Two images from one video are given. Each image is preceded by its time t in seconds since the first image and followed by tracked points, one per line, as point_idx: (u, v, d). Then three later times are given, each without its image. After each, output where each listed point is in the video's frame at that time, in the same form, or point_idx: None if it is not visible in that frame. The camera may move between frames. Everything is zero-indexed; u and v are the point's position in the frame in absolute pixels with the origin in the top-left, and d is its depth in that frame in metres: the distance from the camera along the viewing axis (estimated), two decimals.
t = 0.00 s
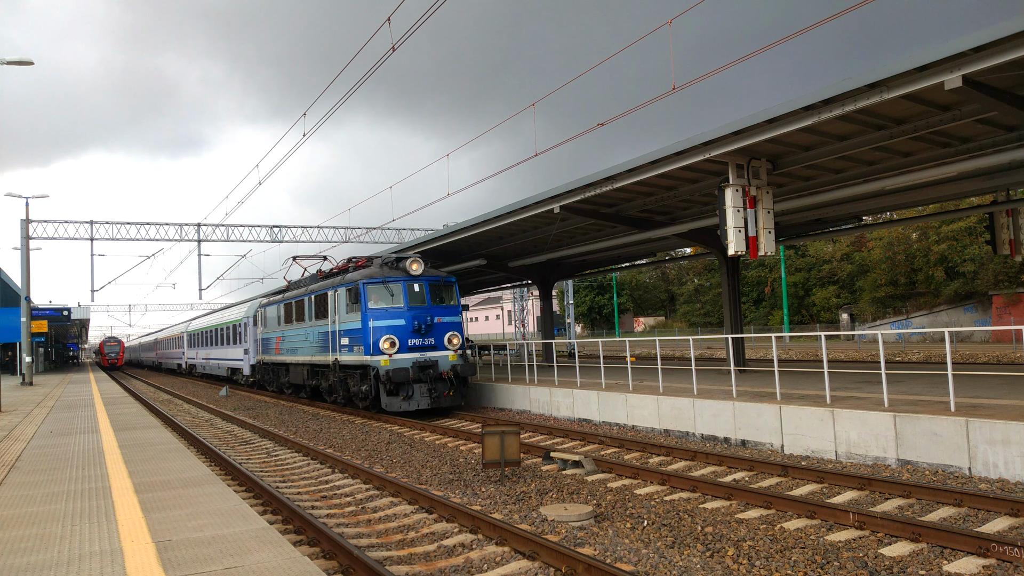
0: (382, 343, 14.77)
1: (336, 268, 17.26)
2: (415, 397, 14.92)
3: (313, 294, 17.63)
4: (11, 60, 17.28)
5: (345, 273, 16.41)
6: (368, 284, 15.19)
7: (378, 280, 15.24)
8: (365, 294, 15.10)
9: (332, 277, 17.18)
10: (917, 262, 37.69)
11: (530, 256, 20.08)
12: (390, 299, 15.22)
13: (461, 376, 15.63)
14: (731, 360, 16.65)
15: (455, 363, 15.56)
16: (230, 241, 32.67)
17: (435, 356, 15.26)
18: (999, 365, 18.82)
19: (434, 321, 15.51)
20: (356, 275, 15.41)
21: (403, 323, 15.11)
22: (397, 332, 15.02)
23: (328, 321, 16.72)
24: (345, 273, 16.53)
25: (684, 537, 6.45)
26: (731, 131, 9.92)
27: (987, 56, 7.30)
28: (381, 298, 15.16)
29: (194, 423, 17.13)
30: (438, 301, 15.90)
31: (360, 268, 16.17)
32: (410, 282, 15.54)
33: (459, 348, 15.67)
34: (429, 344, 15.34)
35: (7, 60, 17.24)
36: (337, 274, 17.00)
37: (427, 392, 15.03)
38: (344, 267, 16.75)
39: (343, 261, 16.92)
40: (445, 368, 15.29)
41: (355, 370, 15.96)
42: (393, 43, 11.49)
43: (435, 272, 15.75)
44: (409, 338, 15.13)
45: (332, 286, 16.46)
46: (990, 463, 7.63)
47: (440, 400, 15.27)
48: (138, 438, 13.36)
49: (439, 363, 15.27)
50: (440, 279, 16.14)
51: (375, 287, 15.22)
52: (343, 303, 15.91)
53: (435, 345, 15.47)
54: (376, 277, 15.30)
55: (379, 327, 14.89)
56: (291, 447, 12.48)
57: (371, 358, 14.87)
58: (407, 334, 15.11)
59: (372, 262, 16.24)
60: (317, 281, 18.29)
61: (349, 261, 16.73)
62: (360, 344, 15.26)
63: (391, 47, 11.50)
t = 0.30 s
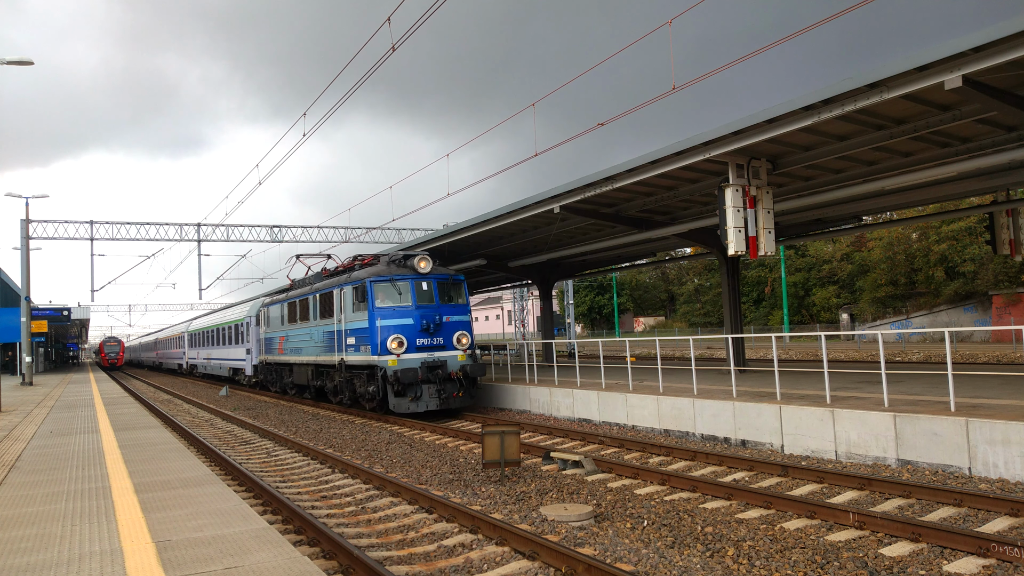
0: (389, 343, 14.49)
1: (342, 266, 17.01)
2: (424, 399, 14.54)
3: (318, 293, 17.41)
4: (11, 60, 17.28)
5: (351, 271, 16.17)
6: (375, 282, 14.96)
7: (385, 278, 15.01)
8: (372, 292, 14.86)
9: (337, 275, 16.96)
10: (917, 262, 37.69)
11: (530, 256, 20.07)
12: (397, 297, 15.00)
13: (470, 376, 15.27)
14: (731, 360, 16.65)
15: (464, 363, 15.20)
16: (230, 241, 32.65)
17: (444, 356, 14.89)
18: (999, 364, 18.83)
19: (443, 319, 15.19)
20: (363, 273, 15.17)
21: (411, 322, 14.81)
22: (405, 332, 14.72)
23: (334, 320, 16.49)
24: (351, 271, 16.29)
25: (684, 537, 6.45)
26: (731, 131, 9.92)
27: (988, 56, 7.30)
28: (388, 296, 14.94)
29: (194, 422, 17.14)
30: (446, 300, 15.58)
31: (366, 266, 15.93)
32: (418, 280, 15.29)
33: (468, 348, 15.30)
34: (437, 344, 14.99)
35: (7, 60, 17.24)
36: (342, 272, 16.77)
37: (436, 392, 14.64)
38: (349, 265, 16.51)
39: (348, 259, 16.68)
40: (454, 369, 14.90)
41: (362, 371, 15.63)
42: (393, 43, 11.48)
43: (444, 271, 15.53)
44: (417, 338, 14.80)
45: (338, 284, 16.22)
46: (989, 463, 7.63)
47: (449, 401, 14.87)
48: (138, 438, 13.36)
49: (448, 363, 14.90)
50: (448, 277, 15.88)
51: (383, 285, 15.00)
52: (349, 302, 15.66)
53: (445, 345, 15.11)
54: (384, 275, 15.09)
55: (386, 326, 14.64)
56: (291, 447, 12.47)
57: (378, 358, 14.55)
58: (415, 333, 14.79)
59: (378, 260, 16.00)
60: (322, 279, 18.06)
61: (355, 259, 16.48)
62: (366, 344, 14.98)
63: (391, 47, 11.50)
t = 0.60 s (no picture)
0: (398, 342, 14.15)
1: (348, 264, 16.73)
2: (433, 399, 14.18)
3: (323, 291, 17.12)
4: (11, 60, 17.27)
5: (357, 269, 15.87)
6: (383, 280, 14.59)
7: (393, 276, 14.63)
8: (380, 291, 14.50)
9: (343, 274, 16.66)
10: (917, 262, 37.69)
11: (530, 256, 20.06)
12: (406, 295, 14.63)
13: (480, 377, 14.91)
14: (731, 360, 16.65)
15: (474, 364, 14.84)
16: (231, 242, 32.64)
17: (453, 356, 14.59)
18: (999, 364, 18.82)
19: (452, 319, 14.89)
20: (370, 271, 14.83)
21: (420, 321, 14.49)
22: (414, 331, 14.38)
23: (339, 319, 16.16)
24: (358, 269, 15.97)
25: (684, 537, 6.45)
26: (731, 131, 9.91)
27: (989, 56, 7.30)
28: (396, 294, 14.58)
29: (194, 422, 17.15)
30: (455, 299, 15.28)
31: (374, 264, 15.61)
32: (427, 278, 14.93)
33: (477, 348, 14.98)
34: (446, 343, 14.70)
35: (7, 60, 17.23)
36: (348, 271, 16.47)
37: (445, 394, 14.28)
38: (356, 263, 16.20)
39: (354, 257, 16.38)
40: (464, 369, 14.57)
41: (368, 371, 15.30)
42: (393, 43, 11.52)
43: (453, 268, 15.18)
44: (426, 337, 14.49)
45: (343, 283, 15.91)
46: (990, 463, 7.63)
47: (459, 402, 14.48)
48: (138, 438, 13.36)
49: (457, 363, 14.57)
50: (457, 275, 15.54)
51: (391, 284, 14.63)
52: (356, 301, 15.30)
53: (453, 344, 14.83)
54: (391, 273, 14.70)
55: (394, 325, 14.29)
56: (291, 447, 12.47)
57: (386, 358, 14.23)
58: (424, 332, 14.47)
59: (386, 258, 15.67)
60: (328, 277, 17.77)
61: (361, 256, 16.20)
62: (374, 344, 14.65)
63: (391, 47, 11.54)
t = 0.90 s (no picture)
0: (407, 342, 13.83)
1: (354, 262, 16.43)
2: (443, 401, 13.89)
3: (329, 290, 16.82)
4: (10, 60, 17.28)
5: (365, 267, 15.61)
6: (392, 278, 14.27)
7: (402, 274, 14.31)
8: (388, 289, 14.18)
9: (349, 272, 16.38)
10: (917, 262, 37.68)
11: (530, 256, 20.05)
12: (415, 295, 14.29)
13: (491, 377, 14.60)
14: (731, 360, 16.65)
15: (485, 364, 14.53)
16: (230, 241, 32.51)
17: (463, 356, 14.24)
18: (999, 364, 18.81)
19: (462, 318, 14.53)
20: (378, 268, 14.52)
21: (429, 320, 14.13)
22: (423, 330, 14.04)
23: (346, 319, 15.84)
24: (365, 267, 15.67)
25: (684, 537, 6.45)
26: (731, 131, 9.91)
27: (989, 56, 7.29)
28: (404, 293, 14.23)
29: (194, 422, 17.15)
30: (465, 297, 14.92)
31: (381, 262, 15.31)
32: (437, 275, 14.63)
33: (488, 347, 14.64)
34: (456, 343, 14.34)
35: (6, 60, 17.24)
36: (355, 269, 16.18)
37: (456, 395, 14.00)
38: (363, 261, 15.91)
39: (361, 254, 16.12)
40: (474, 370, 14.26)
41: (376, 372, 14.98)
42: (393, 43, 11.50)
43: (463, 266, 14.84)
44: (436, 336, 14.13)
45: (351, 281, 15.62)
46: (990, 463, 7.63)
47: (469, 403, 14.20)
48: (138, 438, 13.36)
49: (468, 364, 14.24)
50: (468, 273, 15.15)
51: (400, 283, 14.30)
52: (364, 300, 14.96)
53: (464, 344, 14.47)
54: (401, 270, 14.38)
55: (403, 324, 13.95)
56: (291, 447, 12.48)
57: (394, 358, 13.91)
58: (434, 332, 14.11)
59: (393, 255, 15.37)
60: (334, 276, 17.49)
61: (369, 254, 15.98)
62: (382, 343, 14.32)
63: (391, 47, 11.52)
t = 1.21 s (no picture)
0: (417, 341, 13.38)
1: (361, 259, 16.05)
2: (453, 402, 13.45)
3: (335, 288, 16.43)
4: (10, 60, 17.31)
5: (372, 264, 15.21)
6: (400, 275, 13.86)
7: (411, 272, 13.90)
8: (397, 286, 13.78)
9: (357, 269, 15.99)
10: (917, 262, 37.67)
11: (530, 256, 20.05)
12: (425, 292, 13.84)
13: (503, 378, 14.16)
14: (731, 360, 16.65)
15: (496, 364, 14.08)
16: (230, 241, 32.47)
17: (474, 357, 13.80)
18: (999, 364, 18.82)
19: (473, 317, 14.08)
20: (386, 265, 14.12)
21: (440, 319, 13.68)
22: (433, 329, 13.59)
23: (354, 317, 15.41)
24: (373, 265, 15.27)
25: (684, 537, 6.45)
26: (731, 131, 9.91)
27: (989, 56, 7.29)
28: (413, 291, 13.77)
29: (194, 422, 17.15)
30: (476, 296, 14.49)
31: (390, 259, 14.91)
32: (447, 273, 14.19)
33: (499, 347, 14.21)
34: (467, 342, 13.90)
35: (7, 60, 17.27)
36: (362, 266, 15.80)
37: (467, 396, 13.55)
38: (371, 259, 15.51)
39: (368, 252, 15.74)
40: (486, 370, 13.81)
41: (385, 372, 14.58)
42: (393, 43, 11.48)
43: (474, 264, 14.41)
44: (446, 336, 13.68)
45: (358, 279, 15.22)
46: (990, 463, 7.63)
47: (481, 405, 13.73)
48: (138, 438, 13.35)
49: (479, 364, 13.78)
50: (479, 270, 14.70)
51: (409, 280, 13.86)
52: (372, 297, 14.54)
53: (475, 344, 14.02)
54: (410, 267, 13.96)
55: (413, 323, 13.50)
56: (291, 447, 12.47)
57: (404, 358, 13.46)
58: (444, 331, 13.66)
59: (402, 253, 14.96)
60: (340, 274, 17.11)
61: (376, 251, 15.61)
62: (391, 343, 13.88)
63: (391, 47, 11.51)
